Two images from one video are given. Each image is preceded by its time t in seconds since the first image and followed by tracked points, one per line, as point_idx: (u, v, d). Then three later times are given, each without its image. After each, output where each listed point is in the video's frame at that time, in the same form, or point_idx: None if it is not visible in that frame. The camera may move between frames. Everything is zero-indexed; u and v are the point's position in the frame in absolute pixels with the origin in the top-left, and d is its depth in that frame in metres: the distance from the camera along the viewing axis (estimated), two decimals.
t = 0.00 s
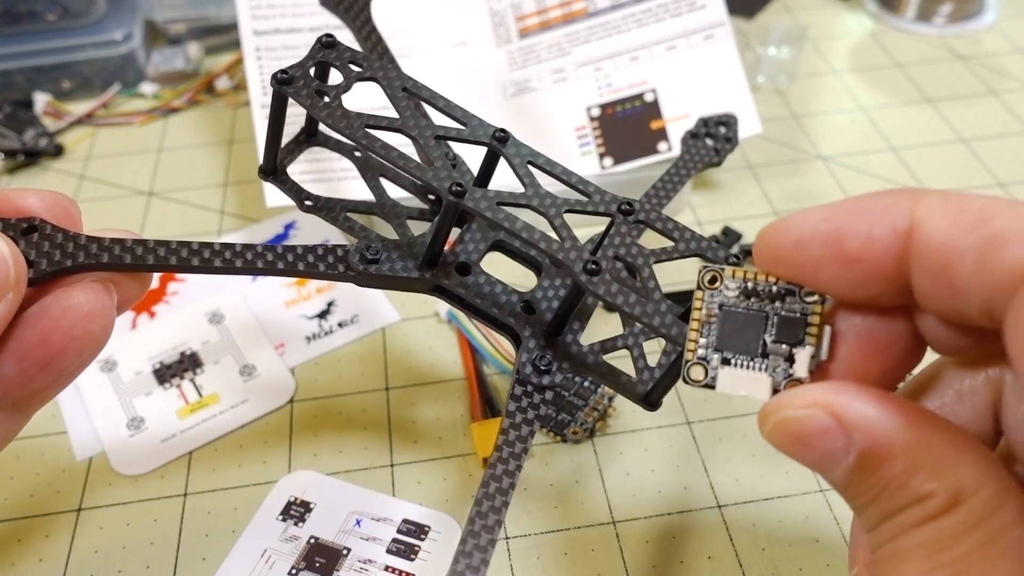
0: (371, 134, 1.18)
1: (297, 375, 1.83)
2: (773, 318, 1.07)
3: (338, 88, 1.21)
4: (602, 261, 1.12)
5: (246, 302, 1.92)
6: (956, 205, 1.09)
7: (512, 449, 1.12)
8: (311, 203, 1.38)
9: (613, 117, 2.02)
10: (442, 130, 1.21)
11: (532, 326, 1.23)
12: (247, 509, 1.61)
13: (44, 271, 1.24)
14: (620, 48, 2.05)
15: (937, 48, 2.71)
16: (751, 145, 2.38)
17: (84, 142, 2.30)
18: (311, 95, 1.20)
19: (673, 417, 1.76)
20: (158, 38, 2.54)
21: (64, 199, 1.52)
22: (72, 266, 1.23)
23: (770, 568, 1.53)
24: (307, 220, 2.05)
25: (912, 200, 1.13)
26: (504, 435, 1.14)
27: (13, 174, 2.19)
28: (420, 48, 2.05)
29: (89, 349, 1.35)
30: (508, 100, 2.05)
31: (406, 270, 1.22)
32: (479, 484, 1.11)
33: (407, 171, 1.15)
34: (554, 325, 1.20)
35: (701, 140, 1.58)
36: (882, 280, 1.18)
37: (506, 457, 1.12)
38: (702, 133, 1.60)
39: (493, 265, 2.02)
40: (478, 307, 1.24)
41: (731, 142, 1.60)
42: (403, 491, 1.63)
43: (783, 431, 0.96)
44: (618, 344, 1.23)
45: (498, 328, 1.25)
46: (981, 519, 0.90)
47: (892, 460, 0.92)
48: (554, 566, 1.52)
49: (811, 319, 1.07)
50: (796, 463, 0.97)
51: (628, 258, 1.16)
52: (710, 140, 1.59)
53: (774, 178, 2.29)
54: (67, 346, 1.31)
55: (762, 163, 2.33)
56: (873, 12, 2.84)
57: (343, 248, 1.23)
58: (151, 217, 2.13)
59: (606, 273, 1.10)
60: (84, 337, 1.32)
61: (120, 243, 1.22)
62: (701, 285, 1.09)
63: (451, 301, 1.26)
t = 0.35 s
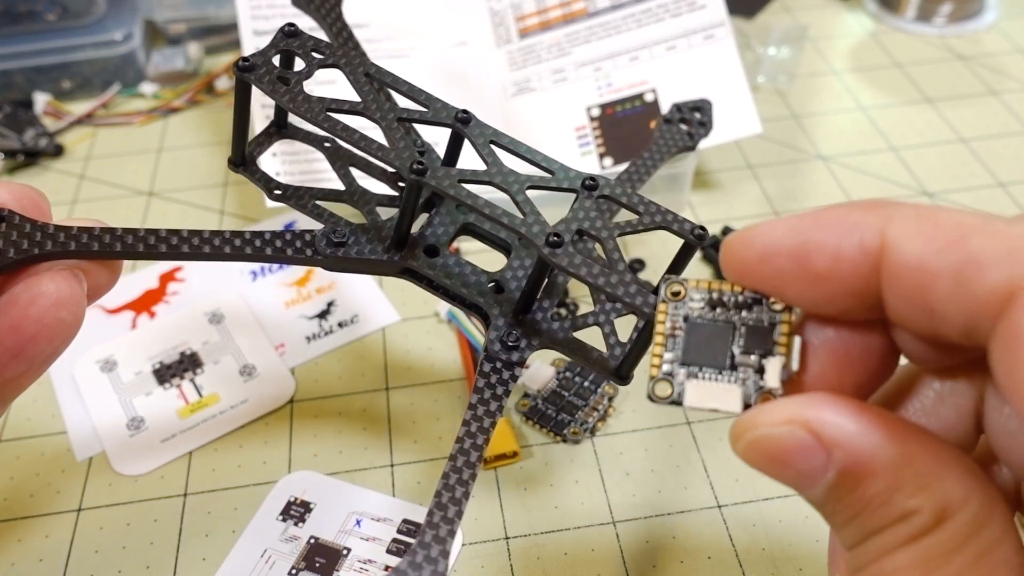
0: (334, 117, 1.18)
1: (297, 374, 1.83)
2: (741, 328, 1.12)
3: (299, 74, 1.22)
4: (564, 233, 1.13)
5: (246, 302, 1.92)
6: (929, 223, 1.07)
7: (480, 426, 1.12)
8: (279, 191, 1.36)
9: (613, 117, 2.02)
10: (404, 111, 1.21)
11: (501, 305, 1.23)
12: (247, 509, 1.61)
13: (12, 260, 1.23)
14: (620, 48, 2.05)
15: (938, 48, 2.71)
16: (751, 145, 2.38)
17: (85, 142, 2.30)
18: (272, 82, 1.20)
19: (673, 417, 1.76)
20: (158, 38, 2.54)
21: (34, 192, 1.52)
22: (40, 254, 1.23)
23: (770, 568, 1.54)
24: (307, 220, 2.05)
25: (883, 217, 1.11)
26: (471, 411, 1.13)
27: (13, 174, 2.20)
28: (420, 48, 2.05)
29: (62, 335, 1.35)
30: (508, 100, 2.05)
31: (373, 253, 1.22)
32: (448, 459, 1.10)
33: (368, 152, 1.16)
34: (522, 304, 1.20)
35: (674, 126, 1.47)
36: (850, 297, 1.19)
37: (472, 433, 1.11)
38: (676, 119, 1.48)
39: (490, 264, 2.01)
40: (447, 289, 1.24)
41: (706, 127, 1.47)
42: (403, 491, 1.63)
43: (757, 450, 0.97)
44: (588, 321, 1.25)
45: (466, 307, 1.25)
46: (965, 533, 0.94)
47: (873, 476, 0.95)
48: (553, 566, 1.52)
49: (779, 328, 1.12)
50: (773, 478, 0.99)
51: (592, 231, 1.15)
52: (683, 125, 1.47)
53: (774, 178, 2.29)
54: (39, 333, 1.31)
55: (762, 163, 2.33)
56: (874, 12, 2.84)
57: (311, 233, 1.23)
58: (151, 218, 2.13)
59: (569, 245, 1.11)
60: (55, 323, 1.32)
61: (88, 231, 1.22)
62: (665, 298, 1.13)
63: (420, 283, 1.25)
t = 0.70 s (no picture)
0: (323, 113, 1.17)
1: (297, 374, 1.82)
2: (749, 325, 1.25)
3: (289, 70, 1.20)
4: (553, 226, 1.08)
5: (246, 302, 1.92)
6: (943, 221, 1.09)
7: (471, 417, 1.11)
8: (270, 186, 1.34)
9: (613, 117, 2.02)
10: (393, 106, 1.19)
11: (491, 297, 1.22)
12: (247, 509, 1.61)
13: (6, 256, 1.23)
14: (620, 48, 2.05)
15: (938, 48, 2.71)
16: (751, 145, 2.38)
17: (85, 142, 2.30)
18: (262, 78, 1.18)
19: (673, 417, 1.76)
20: (158, 38, 2.54)
21: (25, 189, 1.51)
22: (32, 251, 1.23)
23: (770, 568, 1.54)
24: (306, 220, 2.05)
25: (895, 214, 1.14)
26: (461, 403, 1.13)
27: (13, 174, 2.20)
28: (421, 49, 2.05)
29: (55, 331, 1.35)
30: (508, 100, 2.05)
31: (363, 247, 1.20)
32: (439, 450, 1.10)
33: (358, 147, 1.14)
34: (511, 296, 1.19)
35: (660, 119, 1.44)
36: (861, 294, 1.22)
37: (463, 424, 1.11)
38: (663, 113, 1.45)
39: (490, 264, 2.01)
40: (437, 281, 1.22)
41: (694, 120, 1.45)
42: (403, 491, 1.63)
43: (764, 448, 0.97)
44: (577, 313, 1.23)
45: (456, 300, 1.24)
46: (973, 533, 0.94)
47: (882, 475, 0.95)
48: (553, 566, 1.52)
49: (788, 327, 1.25)
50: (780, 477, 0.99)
51: (582, 222, 1.10)
52: (670, 118, 1.44)
53: (774, 178, 2.29)
54: (31, 329, 1.31)
55: (762, 163, 2.33)
56: (874, 12, 2.84)
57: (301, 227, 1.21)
58: (151, 218, 2.13)
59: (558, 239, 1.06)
60: (47, 319, 1.32)
61: (80, 228, 1.22)
62: (673, 297, 1.29)
63: (411, 276, 1.25)
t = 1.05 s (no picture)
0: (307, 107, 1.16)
1: (297, 375, 1.82)
2: (759, 321, 1.26)
3: (273, 66, 1.19)
4: (538, 216, 1.07)
5: (246, 302, 1.92)
6: (967, 218, 1.11)
7: (461, 408, 1.12)
8: (259, 182, 1.34)
9: (612, 117, 2.02)
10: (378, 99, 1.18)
11: (478, 288, 1.22)
12: (247, 509, 1.61)
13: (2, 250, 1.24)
14: (620, 48, 2.05)
15: (938, 48, 2.71)
16: (751, 145, 2.38)
17: (85, 142, 2.30)
18: (246, 73, 1.17)
19: (672, 417, 1.76)
20: (158, 38, 2.54)
21: (14, 188, 1.51)
22: (21, 248, 1.23)
23: (770, 569, 1.54)
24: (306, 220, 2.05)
25: (918, 211, 1.15)
26: (449, 393, 1.13)
27: (13, 174, 2.20)
28: (421, 49, 2.05)
29: (44, 327, 1.36)
30: (508, 100, 2.05)
31: (350, 240, 1.20)
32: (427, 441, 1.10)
33: (343, 141, 1.13)
34: (499, 286, 1.19)
35: (651, 109, 1.44)
36: (880, 291, 1.24)
37: (451, 414, 1.11)
38: (654, 102, 1.45)
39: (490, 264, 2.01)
40: (424, 272, 1.21)
41: (683, 110, 1.45)
42: (404, 492, 1.63)
43: (769, 450, 0.97)
44: (565, 302, 1.23)
45: (443, 291, 1.24)
46: (984, 537, 0.94)
47: (889, 479, 0.95)
48: (553, 566, 1.52)
49: (800, 326, 1.25)
50: (786, 479, 0.99)
51: (567, 213, 1.09)
52: (660, 108, 1.45)
53: (774, 179, 2.29)
54: (20, 326, 1.32)
55: (762, 163, 2.33)
56: (873, 12, 2.84)
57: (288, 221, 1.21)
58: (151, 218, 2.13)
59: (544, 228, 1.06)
60: (37, 316, 1.33)
61: (68, 225, 1.22)
62: (685, 285, 1.28)
63: (399, 269, 1.24)
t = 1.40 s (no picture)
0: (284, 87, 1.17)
1: (297, 375, 1.82)
2: (773, 311, 1.21)
3: (249, 44, 1.20)
4: (522, 193, 1.07)
5: (246, 302, 1.92)
6: (996, 214, 1.13)
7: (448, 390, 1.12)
8: (240, 163, 1.33)
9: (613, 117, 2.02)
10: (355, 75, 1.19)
11: (464, 267, 1.21)
12: (247, 509, 1.61)
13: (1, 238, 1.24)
14: (620, 48, 2.05)
15: (937, 48, 2.71)
16: (751, 145, 2.38)
17: (85, 142, 2.30)
18: (220, 54, 1.18)
19: (672, 417, 1.76)
20: (158, 38, 2.54)
21: None
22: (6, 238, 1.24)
23: (771, 569, 1.54)
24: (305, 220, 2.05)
25: (947, 205, 1.17)
26: (437, 375, 1.13)
27: (13, 174, 2.20)
28: (421, 49, 2.05)
29: (25, 317, 1.33)
30: (509, 100, 2.05)
31: (333, 221, 1.21)
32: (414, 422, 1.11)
33: (321, 121, 1.13)
34: (485, 263, 1.19)
35: (648, 71, 1.44)
36: (902, 284, 1.25)
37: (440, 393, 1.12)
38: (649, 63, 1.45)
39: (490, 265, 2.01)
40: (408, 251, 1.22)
41: (682, 71, 1.45)
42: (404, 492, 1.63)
43: (779, 450, 0.95)
44: (556, 280, 1.21)
45: (431, 271, 1.24)
46: (999, 541, 0.96)
47: (905, 479, 0.95)
48: (553, 566, 1.52)
49: (813, 320, 1.21)
50: (796, 478, 0.98)
51: (553, 188, 1.09)
52: (658, 70, 1.45)
53: (774, 178, 2.29)
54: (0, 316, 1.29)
55: (762, 163, 2.33)
56: (873, 12, 2.84)
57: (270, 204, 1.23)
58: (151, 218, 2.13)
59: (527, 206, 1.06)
60: (16, 306, 1.30)
61: (47, 215, 1.23)
62: (699, 270, 1.24)
63: (384, 248, 1.25)
